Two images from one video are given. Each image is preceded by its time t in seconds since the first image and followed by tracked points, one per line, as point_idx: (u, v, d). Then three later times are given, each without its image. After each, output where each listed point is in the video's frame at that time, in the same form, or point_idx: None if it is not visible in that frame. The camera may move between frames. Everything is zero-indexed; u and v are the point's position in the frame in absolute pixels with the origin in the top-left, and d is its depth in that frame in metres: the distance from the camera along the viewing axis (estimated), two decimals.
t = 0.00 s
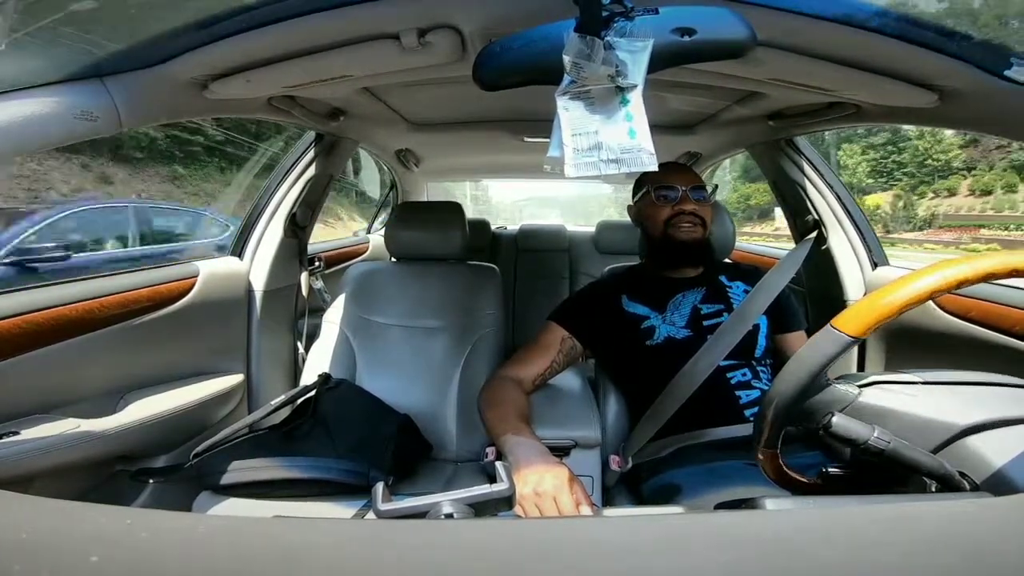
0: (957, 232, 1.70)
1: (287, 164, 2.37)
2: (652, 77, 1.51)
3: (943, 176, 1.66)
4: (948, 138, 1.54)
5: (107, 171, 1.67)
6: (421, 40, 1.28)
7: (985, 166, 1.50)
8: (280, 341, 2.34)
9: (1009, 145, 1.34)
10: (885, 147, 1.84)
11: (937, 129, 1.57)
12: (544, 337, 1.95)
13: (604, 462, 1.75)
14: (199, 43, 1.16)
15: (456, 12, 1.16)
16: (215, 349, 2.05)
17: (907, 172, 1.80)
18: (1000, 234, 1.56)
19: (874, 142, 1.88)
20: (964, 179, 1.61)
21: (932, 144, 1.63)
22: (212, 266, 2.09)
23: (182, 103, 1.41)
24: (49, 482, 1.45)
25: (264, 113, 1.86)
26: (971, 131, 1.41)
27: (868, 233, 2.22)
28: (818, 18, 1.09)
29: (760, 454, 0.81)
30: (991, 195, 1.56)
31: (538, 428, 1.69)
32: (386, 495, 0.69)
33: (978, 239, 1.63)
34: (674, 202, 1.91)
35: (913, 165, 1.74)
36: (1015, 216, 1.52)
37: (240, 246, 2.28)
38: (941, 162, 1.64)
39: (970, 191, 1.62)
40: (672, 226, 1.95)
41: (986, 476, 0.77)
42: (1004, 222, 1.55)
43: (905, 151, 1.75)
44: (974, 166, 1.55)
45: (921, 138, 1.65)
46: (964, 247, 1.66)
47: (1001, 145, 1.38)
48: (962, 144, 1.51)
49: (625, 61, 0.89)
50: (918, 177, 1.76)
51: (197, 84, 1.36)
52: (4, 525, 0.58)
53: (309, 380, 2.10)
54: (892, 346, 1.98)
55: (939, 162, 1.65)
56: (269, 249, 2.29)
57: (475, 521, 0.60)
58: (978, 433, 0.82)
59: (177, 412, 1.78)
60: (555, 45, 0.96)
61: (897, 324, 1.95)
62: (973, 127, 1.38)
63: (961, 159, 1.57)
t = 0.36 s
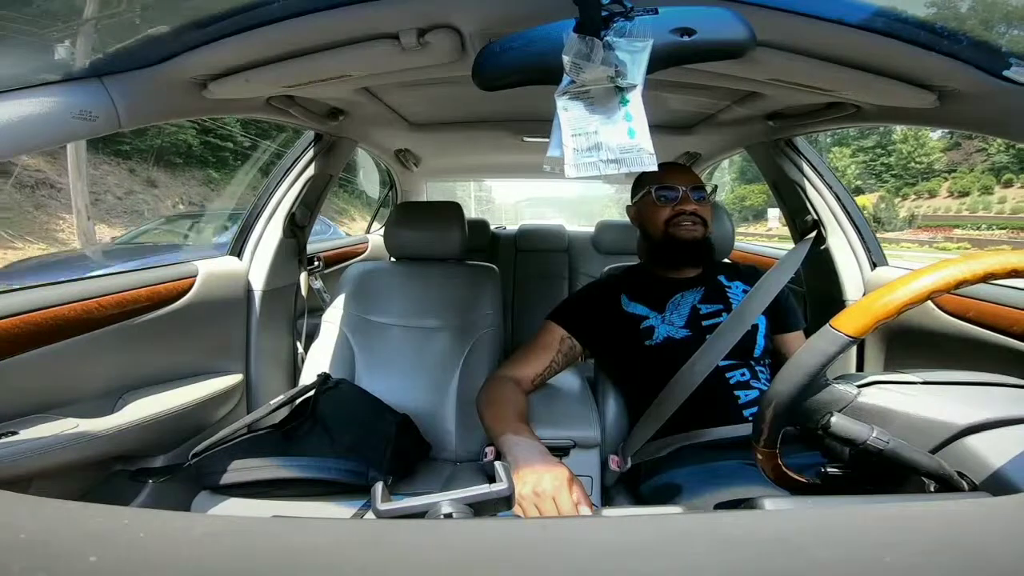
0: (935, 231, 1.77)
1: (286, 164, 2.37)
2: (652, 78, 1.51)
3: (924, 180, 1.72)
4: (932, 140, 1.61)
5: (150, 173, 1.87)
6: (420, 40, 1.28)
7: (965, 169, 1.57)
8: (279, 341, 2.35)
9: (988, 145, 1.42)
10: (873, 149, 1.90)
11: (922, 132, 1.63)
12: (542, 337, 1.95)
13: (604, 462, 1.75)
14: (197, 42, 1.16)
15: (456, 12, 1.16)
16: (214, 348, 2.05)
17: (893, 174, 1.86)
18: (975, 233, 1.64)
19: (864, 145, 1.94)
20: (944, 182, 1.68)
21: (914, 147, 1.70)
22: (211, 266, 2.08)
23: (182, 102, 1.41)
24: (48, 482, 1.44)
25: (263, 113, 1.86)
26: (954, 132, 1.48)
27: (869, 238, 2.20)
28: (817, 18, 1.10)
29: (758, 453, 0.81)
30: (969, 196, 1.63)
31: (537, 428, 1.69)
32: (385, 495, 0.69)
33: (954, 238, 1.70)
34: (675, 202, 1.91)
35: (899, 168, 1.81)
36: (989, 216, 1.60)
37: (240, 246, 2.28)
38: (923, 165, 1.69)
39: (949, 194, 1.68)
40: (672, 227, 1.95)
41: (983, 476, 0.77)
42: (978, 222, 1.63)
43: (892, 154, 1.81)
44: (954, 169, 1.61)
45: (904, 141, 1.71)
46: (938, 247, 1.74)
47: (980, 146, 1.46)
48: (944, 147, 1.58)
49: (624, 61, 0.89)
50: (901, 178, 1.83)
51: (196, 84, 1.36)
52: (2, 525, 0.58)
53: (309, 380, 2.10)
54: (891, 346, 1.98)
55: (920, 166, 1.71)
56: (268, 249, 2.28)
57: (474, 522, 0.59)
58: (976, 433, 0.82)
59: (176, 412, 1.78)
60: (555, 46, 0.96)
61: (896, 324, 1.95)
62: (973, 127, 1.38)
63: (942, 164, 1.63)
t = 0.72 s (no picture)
0: (917, 231, 1.86)
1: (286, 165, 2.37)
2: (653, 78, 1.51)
3: (909, 182, 1.81)
4: (919, 142, 1.68)
5: (186, 177, 2.05)
6: (420, 40, 1.27)
7: (949, 171, 1.66)
8: (279, 342, 2.35)
9: (973, 147, 1.52)
10: (867, 150, 1.94)
11: (910, 135, 1.70)
12: (542, 337, 1.95)
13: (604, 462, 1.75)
14: (197, 43, 1.16)
15: (455, 11, 1.16)
16: (214, 348, 2.05)
17: (883, 175, 1.94)
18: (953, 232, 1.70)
19: (854, 148, 2.00)
20: (929, 183, 1.76)
21: (901, 150, 1.78)
22: (211, 266, 2.09)
23: (182, 102, 1.41)
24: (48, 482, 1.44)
25: (263, 113, 1.86)
26: (943, 134, 1.56)
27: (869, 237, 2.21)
28: (817, 18, 1.09)
29: (758, 454, 0.81)
30: (950, 198, 1.70)
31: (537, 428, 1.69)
32: (385, 496, 0.69)
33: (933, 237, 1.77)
34: (676, 202, 1.92)
35: (886, 170, 1.89)
36: (967, 216, 1.65)
37: (240, 246, 2.29)
38: (910, 167, 1.78)
39: (930, 195, 1.76)
40: (675, 226, 1.95)
41: (984, 477, 0.77)
42: (957, 223, 1.68)
43: (881, 156, 1.89)
44: (940, 170, 1.69)
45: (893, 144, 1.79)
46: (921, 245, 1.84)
47: (965, 147, 1.55)
48: (932, 149, 1.66)
49: (624, 61, 0.89)
50: (888, 179, 1.91)
51: (196, 84, 1.36)
52: (2, 525, 0.58)
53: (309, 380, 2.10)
54: (891, 346, 1.98)
55: (907, 168, 1.79)
56: (268, 249, 2.28)
57: (473, 522, 0.59)
58: (976, 433, 0.83)
59: (177, 412, 1.79)
60: (555, 46, 0.96)
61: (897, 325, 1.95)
62: (973, 127, 1.38)
63: (928, 166, 1.71)
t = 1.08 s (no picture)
0: (904, 231, 1.88)
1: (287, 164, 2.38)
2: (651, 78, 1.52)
3: (899, 183, 1.80)
4: (913, 142, 1.69)
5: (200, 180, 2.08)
6: (421, 39, 1.27)
7: (938, 172, 1.65)
8: (279, 341, 2.35)
9: (963, 145, 1.52)
10: (866, 150, 1.95)
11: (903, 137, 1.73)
12: (543, 337, 1.95)
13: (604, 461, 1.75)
14: (198, 43, 1.17)
15: (456, 11, 1.16)
16: (215, 348, 2.06)
17: (875, 177, 1.95)
18: (938, 235, 1.69)
19: (850, 150, 2.03)
20: (918, 186, 1.75)
21: (893, 153, 1.80)
22: (212, 266, 2.09)
23: (182, 102, 1.41)
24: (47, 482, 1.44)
25: (263, 113, 1.87)
26: (935, 134, 1.59)
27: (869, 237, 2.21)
28: (818, 17, 1.09)
29: (759, 454, 0.81)
30: (937, 198, 1.68)
31: (537, 428, 1.69)
32: (385, 495, 0.69)
33: (920, 237, 1.78)
34: (678, 202, 1.92)
35: (879, 172, 1.91)
36: (951, 216, 1.64)
37: (240, 245, 2.28)
38: (900, 169, 1.78)
39: (919, 197, 1.75)
40: (677, 226, 1.94)
41: (985, 477, 0.78)
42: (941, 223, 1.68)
43: (875, 157, 1.91)
44: (929, 172, 1.68)
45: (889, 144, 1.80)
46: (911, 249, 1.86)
47: (955, 146, 1.55)
48: (922, 151, 1.67)
49: (625, 61, 0.89)
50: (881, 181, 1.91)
51: (196, 84, 1.36)
52: (2, 525, 0.58)
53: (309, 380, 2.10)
54: (892, 346, 1.98)
55: (897, 169, 1.80)
56: (269, 249, 2.28)
57: (474, 522, 0.59)
58: (978, 433, 0.83)
59: (177, 411, 1.79)
60: (555, 45, 0.96)
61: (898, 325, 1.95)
62: (975, 127, 1.38)
63: (917, 167, 1.71)
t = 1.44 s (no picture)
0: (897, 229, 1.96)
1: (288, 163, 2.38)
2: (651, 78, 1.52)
3: (891, 184, 1.87)
4: (905, 144, 1.75)
5: (197, 181, 2.08)
6: (421, 39, 1.27)
7: (928, 174, 1.72)
8: (280, 341, 2.35)
9: (952, 149, 1.59)
10: (860, 153, 1.98)
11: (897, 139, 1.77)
12: (543, 337, 1.95)
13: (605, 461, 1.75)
14: (199, 44, 1.17)
15: (456, 11, 1.16)
16: (216, 348, 2.06)
17: (871, 178, 2.01)
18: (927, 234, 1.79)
19: (847, 151, 2.06)
20: (908, 187, 1.82)
21: (885, 155, 1.85)
22: (212, 266, 2.09)
23: (183, 102, 1.41)
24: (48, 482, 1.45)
25: (264, 113, 1.87)
26: (926, 137, 1.65)
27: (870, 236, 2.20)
28: (819, 17, 1.09)
29: (759, 454, 0.81)
30: (925, 199, 1.76)
31: (538, 428, 1.69)
32: (385, 495, 0.69)
33: (908, 236, 1.89)
34: (678, 202, 1.93)
35: (871, 173, 1.97)
36: (938, 216, 1.72)
37: (240, 245, 2.28)
38: (893, 171, 1.85)
39: (908, 198, 1.83)
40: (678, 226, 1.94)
41: (990, 477, 0.78)
42: (929, 223, 1.76)
43: (866, 159, 1.96)
44: (919, 174, 1.75)
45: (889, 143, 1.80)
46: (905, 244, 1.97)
47: (945, 150, 1.62)
48: (913, 153, 1.73)
49: (625, 60, 0.89)
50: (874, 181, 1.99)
51: (197, 84, 1.36)
52: (2, 525, 0.58)
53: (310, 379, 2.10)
54: (893, 346, 1.98)
55: (889, 171, 1.86)
56: (269, 249, 2.28)
57: (474, 522, 0.59)
58: (981, 433, 0.83)
59: (178, 411, 1.79)
60: (555, 46, 0.96)
61: (899, 325, 1.95)
62: (977, 127, 1.38)
63: (908, 169, 1.78)
